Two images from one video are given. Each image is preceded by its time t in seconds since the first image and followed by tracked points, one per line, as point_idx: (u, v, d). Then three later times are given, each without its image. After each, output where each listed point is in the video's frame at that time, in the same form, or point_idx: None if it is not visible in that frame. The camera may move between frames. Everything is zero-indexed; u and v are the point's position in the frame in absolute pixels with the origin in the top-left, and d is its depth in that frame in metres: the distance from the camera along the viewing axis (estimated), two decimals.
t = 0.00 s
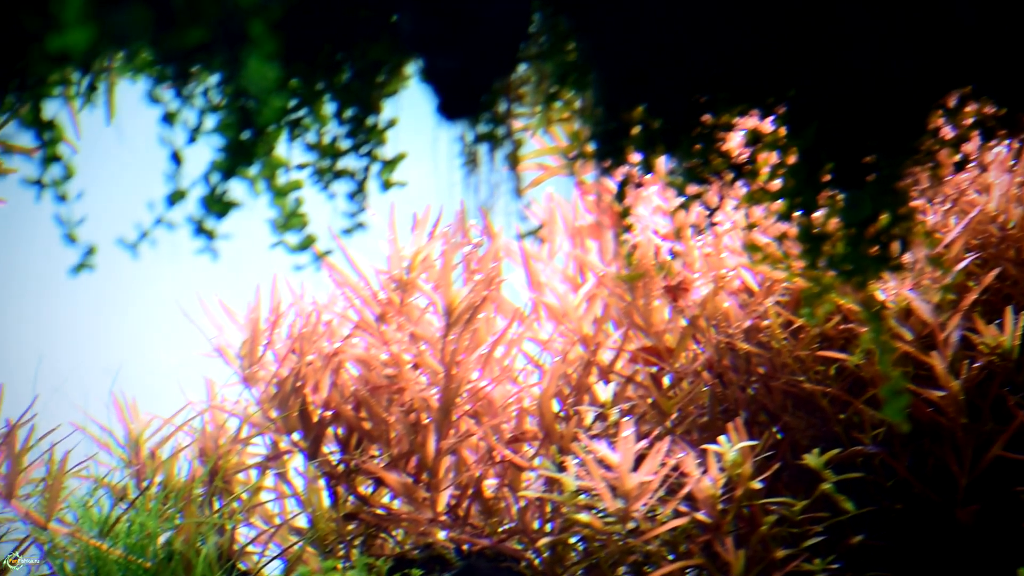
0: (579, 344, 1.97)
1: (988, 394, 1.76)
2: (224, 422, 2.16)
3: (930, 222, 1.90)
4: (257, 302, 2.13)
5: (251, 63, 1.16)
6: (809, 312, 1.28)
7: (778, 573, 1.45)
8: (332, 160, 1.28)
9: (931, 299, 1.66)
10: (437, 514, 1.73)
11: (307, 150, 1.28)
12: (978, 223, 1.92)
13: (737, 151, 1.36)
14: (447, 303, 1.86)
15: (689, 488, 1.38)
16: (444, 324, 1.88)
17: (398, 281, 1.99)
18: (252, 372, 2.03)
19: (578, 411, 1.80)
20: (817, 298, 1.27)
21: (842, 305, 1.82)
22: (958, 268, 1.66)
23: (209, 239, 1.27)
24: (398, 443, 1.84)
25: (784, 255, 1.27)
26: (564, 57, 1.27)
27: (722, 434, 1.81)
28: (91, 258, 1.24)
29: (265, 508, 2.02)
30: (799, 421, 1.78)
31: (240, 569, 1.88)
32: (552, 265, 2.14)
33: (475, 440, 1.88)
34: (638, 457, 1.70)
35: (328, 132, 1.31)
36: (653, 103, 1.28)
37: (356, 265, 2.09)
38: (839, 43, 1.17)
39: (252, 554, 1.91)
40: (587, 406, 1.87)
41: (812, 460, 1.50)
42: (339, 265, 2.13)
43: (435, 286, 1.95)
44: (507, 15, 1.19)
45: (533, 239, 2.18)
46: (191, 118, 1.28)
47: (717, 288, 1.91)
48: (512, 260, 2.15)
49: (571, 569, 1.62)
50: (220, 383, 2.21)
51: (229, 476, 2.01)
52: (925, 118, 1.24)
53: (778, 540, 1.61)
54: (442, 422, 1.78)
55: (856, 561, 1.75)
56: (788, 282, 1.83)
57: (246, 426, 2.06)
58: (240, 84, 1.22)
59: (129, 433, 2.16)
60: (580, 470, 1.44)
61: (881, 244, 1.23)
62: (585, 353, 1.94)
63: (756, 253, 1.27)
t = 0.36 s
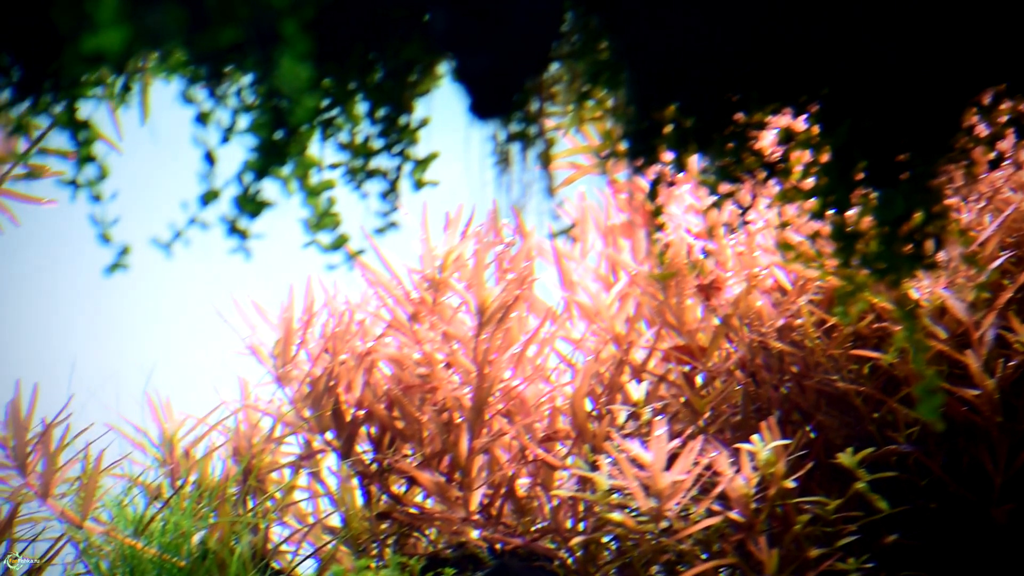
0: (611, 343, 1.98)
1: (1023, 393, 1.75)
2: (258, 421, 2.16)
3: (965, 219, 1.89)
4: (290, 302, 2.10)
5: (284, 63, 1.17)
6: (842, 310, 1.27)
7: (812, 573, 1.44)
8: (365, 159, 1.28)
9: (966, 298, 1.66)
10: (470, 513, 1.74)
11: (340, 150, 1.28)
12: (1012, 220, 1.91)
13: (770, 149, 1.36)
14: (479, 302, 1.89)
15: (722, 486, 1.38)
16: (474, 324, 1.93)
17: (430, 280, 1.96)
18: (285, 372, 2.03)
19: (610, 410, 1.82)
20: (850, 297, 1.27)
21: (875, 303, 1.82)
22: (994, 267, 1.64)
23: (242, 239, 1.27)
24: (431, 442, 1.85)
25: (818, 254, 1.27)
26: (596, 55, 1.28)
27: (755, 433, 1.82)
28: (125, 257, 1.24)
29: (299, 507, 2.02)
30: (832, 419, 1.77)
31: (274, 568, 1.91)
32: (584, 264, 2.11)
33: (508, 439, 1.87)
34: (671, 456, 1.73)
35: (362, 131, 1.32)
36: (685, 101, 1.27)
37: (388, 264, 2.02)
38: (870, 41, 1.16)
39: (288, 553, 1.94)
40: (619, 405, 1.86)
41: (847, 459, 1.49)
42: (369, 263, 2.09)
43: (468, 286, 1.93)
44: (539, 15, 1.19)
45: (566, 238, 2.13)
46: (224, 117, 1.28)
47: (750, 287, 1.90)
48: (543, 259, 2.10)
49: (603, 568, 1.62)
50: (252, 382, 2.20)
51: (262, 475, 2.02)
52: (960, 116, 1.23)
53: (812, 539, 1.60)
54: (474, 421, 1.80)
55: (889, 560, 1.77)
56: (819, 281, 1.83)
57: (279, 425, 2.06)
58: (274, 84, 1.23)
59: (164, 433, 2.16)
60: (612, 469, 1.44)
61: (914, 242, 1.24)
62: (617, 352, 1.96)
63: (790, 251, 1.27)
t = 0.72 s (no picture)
0: (641, 342, 1.97)
1: None
2: (287, 420, 2.10)
3: (995, 217, 1.87)
4: (320, 301, 2.09)
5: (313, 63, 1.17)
6: (872, 309, 1.29)
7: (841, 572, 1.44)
8: (393, 158, 1.28)
9: (998, 297, 1.68)
10: (499, 513, 1.74)
11: (369, 149, 1.28)
12: None
13: (800, 148, 1.36)
14: (508, 301, 1.87)
15: (751, 485, 1.38)
16: (504, 323, 1.90)
17: (460, 279, 1.97)
18: (315, 372, 2.04)
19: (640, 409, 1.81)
20: (880, 296, 1.27)
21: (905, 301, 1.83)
22: None
23: (272, 239, 1.27)
24: (460, 442, 1.85)
25: (847, 252, 1.27)
26: (625, 54, 1.28)
27: (785, 432, 1.80)
28: (155, 257, 1.25)
29: (329, 506, 2.00)
30: (862, 418, 1.79)
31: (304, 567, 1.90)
32: (613, 262, 2.10)
33: (537, 438, 1.86)
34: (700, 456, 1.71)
35: (390, 130, 1.32)
36: (714, 100, 1.27)
37: (417, 263, 2.02)
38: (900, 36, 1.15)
39: (317, 552, 1.93)
40: (648, 404, 1.86)
41: (879, 459, 1.51)
42: (398, 262, 2.09)
43: (497, 285, 1.94)
44: (566, 13, 1.19)
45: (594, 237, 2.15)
46: (254, 117, 1.28)
47: (779, 286, 1.91)
48: (572, 257, 2.08)
49: (633, 566, 1.63)
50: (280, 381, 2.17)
51: (292, 475, 2.01)
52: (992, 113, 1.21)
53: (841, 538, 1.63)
54: (504, 421, 1.79)
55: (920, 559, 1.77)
56: (849, 280, 1.82)
57: (309, 424, 2.03)
58: (303, 84, 1.23)
59: (193, 432, 2.15)
60: (641, 469, 1.44)
61: (944, 240, 1.23)
62: (646, 351, 1.94)
63: (819, 250, 1.26)
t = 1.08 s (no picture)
0: (672, 341, 1.97)
1: None
2: (320, 420, 2.10)
3: None
4: (351, 300, 2.10)
5: (345, 63, 1.18)
6: (904, 308, 1.28)
7: (874, 571, 1.47)
8: (425, 157, 1.28)
9: None
10: (531, 511, 1.73)
11: (400, 148, 1.29)
12: None
13: (831, 146, 1.35)
14: (539, 300, 1.87)
15: (783, 484, 1.38)
16: (536, 322, 1.90)
17: (491, 279, 1.97)
18: (346, 371, 2.02)
19: (672, 408, 1.81)
20: (913, 294, 1.26)
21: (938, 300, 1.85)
22: None
23: (303, 238, 1.27)
24: (492, 440, 1.84)
25: (880, 250, 1.26)
26: (656, 52, 1.27)
27: (816, 430, 1.80)
28: (188, 256, 1.25)
29: (362, 505, 2.01)
30: (896, 417, 1.78)
31: (337, 566, 1.85)
32: (644, 262, 2.12)
33: (569, 437, 1.85)
34: (731, 456, 1.68)
35: (421, 130, 1.32)
36: (746, 98, 1.26)
37: (448, 263, 2.01)
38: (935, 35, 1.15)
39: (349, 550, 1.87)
40: (681, 402, 1.84)
41: (909, 457, 1.54)
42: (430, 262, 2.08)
43: (528, 284, 1.94)
44: (598, 13, 1.19)
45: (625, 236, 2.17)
46: (285, 117, 1.29)
47: (812, 284, 1.91)
48: (604, 256, 2.12)
49: (665, 565, 1.64)
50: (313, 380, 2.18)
51: (325, 473, 2.02)
52: None
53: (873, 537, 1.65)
54: (535, 419, 1.79)
55: (954, 558, 1.77)
56: (882, 278, 1.83)
57: (339, 424, 2.06)
58: (334, 84, 1.23)
59: (226, 431, 2.12)
60: (673, 468, 1.44)
61: (978, 238, 1.23)
62: (678, 350, 1.94)
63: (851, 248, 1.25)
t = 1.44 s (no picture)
0: (702, 340, 1.95)
1: None
2: (349, 419, 2.10)
3: None
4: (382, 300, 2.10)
5: (373, 62, 1.18)
6: (936, 306, 1.32)
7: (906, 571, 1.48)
8: (454, 157, 1.28)
9: None
10: (560, 510, 1.71)
11: (429, 147, 1.28)
12: None
13: (860, 145, 1.35)
14: (568, 299, 1.86)
15: (813, 483, 1.40)
16: (564, 321, 1.90)
17: (520, 278, 1.96)
18: (376, 370, 2.01)
19: (702, 406, 1.78)
20: (942, 292, 1.28)
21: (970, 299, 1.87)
22: None
23: (333, 238, 1.27)
24: (521, 439, 1.85)
25: (909, 249, 1.27)
26: (685, 51, 1.27)
27: (847, 430, 1.76)
28: (217, 256, 1.25)
29: (391, 504, 2.00)
30: (926, 416, 1.79)
31: (367, 565, 1.84)
32: (674, 261, 2.11)
33: (598, 436, 1.85)
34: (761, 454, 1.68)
35: (450, 129, 1.32)
36: (775, 97, 1.26)
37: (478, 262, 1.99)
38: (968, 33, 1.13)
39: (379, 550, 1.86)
40: (710, 401, 1.82)
41: (942, 456, 1.53)
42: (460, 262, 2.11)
43: (557, 283, 1.93)
44: (628, 12, 1.19)
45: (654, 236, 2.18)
46: (314, 116, 1.28)
47: (842, 283, 1.92)
48: (632, 256, 2.08)
49: (695, 564, 1.62)
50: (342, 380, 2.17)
51: (354, 471, 1.99)
52: None
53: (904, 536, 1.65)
54: (564, 418, 1.78)
55: (986, 558, 1.75)
56: (913, 277, 1.87)
57: (370, 422, 2.02)
58: (363, 84, 1.24)
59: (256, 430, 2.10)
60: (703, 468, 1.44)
61: (1010, 237, 1.22)
62: (707, 349, 1.93)
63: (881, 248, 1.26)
